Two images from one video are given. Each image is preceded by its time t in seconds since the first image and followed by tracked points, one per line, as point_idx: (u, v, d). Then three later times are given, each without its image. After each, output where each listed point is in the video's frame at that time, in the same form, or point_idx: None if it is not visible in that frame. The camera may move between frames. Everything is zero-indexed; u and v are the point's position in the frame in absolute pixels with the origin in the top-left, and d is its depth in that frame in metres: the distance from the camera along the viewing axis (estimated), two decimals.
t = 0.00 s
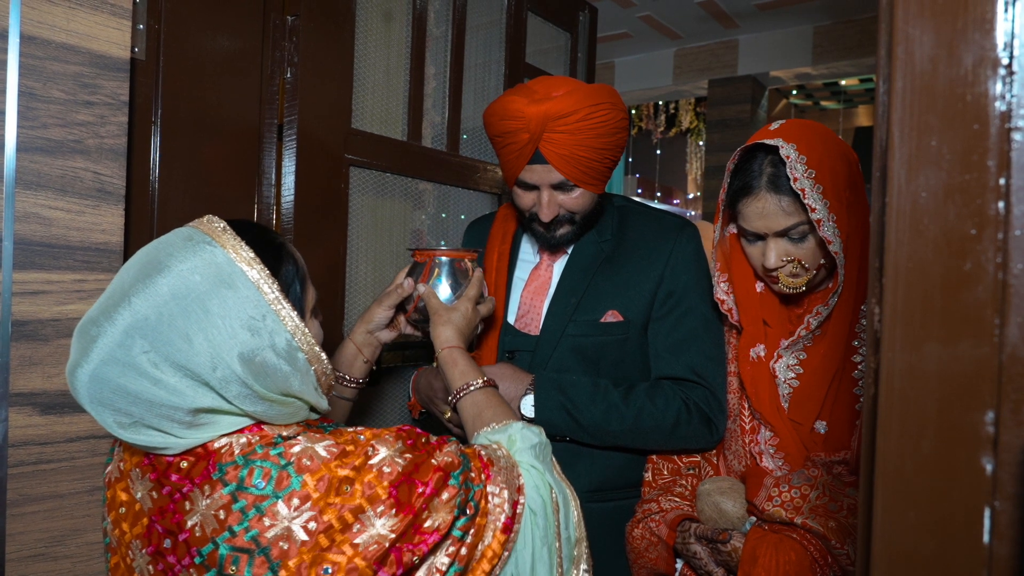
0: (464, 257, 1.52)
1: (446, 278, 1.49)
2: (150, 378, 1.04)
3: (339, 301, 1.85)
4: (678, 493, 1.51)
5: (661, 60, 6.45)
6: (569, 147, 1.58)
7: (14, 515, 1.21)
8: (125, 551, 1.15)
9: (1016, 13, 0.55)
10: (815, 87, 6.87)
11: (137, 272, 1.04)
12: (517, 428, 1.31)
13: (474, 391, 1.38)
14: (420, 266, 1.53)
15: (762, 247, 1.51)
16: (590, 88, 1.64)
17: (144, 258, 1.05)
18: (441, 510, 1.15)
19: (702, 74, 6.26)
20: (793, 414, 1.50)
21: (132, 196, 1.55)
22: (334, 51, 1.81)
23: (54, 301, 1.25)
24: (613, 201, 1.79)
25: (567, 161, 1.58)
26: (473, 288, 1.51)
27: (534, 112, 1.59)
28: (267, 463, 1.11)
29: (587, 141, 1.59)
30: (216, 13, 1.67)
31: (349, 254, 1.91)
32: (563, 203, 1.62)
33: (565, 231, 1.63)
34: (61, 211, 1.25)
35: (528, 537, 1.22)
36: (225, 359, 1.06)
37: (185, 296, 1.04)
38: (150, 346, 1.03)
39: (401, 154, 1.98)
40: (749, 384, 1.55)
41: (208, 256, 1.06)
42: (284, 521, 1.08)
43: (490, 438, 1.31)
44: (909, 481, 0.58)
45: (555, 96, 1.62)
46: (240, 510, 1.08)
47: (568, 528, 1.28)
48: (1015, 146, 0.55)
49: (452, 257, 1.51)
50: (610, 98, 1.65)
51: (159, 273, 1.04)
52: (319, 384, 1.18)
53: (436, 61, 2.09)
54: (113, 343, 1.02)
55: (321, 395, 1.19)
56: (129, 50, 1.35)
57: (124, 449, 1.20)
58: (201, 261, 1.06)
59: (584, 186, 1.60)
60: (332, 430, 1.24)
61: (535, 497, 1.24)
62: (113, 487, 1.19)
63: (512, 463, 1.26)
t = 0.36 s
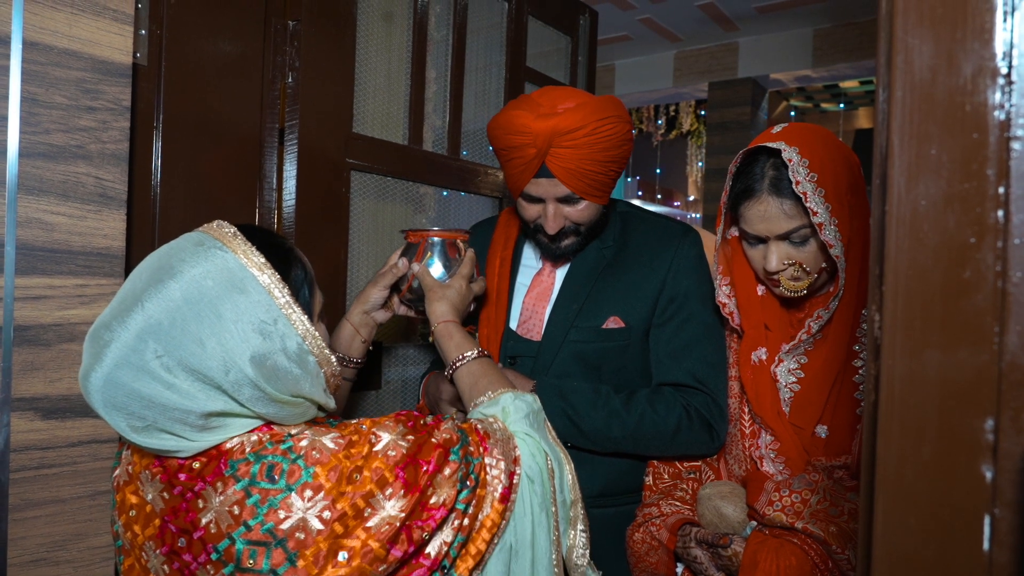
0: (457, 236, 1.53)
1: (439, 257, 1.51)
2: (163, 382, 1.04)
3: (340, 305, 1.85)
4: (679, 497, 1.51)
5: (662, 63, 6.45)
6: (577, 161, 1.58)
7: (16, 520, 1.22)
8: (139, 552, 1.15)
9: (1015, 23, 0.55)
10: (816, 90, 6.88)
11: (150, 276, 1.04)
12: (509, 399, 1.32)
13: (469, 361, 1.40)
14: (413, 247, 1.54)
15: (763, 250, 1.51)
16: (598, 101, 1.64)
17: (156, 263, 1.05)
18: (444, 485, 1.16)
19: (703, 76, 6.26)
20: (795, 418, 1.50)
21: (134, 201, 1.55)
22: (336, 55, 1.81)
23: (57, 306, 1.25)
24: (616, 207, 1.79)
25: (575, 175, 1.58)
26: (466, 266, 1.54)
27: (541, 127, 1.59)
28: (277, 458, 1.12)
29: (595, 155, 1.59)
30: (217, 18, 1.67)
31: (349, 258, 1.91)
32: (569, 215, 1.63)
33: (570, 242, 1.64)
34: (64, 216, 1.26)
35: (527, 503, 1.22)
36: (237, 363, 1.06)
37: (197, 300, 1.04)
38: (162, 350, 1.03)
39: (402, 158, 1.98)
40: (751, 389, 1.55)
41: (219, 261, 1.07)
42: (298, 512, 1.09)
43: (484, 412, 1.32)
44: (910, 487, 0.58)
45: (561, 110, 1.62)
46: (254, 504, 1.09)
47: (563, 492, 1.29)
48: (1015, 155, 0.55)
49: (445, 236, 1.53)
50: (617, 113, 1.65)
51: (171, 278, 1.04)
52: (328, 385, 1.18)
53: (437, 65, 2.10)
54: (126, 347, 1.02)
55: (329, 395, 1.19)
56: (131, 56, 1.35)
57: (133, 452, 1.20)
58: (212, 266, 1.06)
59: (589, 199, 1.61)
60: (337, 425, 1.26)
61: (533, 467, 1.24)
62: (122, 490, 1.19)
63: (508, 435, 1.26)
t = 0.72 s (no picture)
0: (451, 213, 1.58)
1: (434, 234, 1.56)
2: (169, 385, 1.04)
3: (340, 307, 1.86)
4: (677, 500, 1.52)
5: (660, 64, 6.46)
6: (582, 179, 1.57)
7: (17, 523, 1.22)
8: (148, 551, 1.15)
9: (1014, 29, 0.55)
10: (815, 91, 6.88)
11: (152, 280, 1.04)
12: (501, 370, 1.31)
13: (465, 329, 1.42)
14: (409, 223, 1.58)
15: (761, 252, 1.52)
16: (603, 118, 1.64)
17: (159, 267, 1.05)
18: (441, 462, 1.17)
19: (702, 78, 6.27)
20: (793, 421, 1.51)
21: (134, 203, 1.55)
22: (335, 58, 1.82)
23: (57, 309, 1.25)
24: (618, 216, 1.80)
25: (579, 193, 1.58)
26: (462, 241, 1.58)
27: (546, 146, 1.59)
28: (281, 450, 1.12)
29: (600, 173, 1.59)
30: (217, 21, 1.68)
31: (349, 261, 1.92)
32: (572, 231, 1.63)
33: (573, 257, 1.64)
34: (64, 219, 1.26)
35: (521, 474, 1.24)
36: (243, 364, 1.06)
37: (200, 303, 1.04)
38: (168, 353, 1.03)
39: (403, 161, 1.98)
40: (749, 391, 1.55)
41: (222, 263, 1.07)
42: (305, 500, 1.10)
43: (476, 386, 1.31)
44: (909, 491, 0.59)
45: (565, 127, 1.62)
46: (260, 496, 1.09)
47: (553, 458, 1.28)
48: (1014, 160, 0.55)
49: (440, 213, 1.57)
50: (621, 129, 1.65)
51: (174, 281, 1.04)
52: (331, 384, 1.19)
53: (436, 67, 2.10)
54: (132, 351, 1.02)
55: (331, 391, 1.19)
56: (131, 59, 1.35)
57: (136, 452, 1.19)
58: (215, 269, 1.06)
59: (593, 216, 1.60)
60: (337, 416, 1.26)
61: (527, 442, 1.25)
62: (126, 491, 1.18)
63: (500, 409, 1.25)
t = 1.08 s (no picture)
0: (447, 178, 1.59)
1: (430, 199, 1.58)
2: (168, 384, 1.04)
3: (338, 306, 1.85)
4: (674, 500, 1.51)
5: (659, 63, 6.46)
6: (584, 188, 1.58)
7: (14, 522, 1.21)
8: (150, 546, 1.14)
9: (1014, 29, 0.55)
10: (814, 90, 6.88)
11: (149, 280, 1.03)
12: (484, 333, 1.28)
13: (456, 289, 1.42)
14: (406, 188, 1.61)
15: (757, 250, 1.51)
16: (602, 126, 1.64)
17: (155, 267, 1.05)
18: (429, 435, 1.16)
19: (701, 76, 6.27)
20: (790, 420, 1.51)
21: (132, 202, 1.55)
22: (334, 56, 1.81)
23: (55, 308, 1.25)
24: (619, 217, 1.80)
25: (580, 202, 1.58)
26: (458, 206, 1.60)
27: (546, 156, 1.58)
28: (277, 438, 1.13)
29: (600, 182, 1.59)
30: (215, 19, 1.67)
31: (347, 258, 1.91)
32: (570, 238, 1.63)
33: (572, 263, 1.64)
34: (62, 217, 1.26)
35: (507, 440, 1.23)
36: (242, 362, 1.06)
37: (198, 302, 1.04)
38: (167, 352, 1.03)
39: (401, 159, 1.98)
40: (746, 390, 1.55)
41: (218, 263, 1.07)
42: (303, 485, 1.10)
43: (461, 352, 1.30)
44: (909, 491, 0.59)
45: (565, 135, 1.61)
46: (259, 484, 1.09)
47: (541, 417, 1.27)
48: (1015, 160, 0.55)
49: (436, 178, 1.59)
50: (619, 137, 1.65)
51: (171, 281, 1.04)
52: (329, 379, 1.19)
53: (435, 65, 2.09)
54: (130, 351, 1.02)
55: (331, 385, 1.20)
56: (129, 57, 1.35)
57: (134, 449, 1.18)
58: (212, 268, 1.06)
59: (592, 223, 1.61)
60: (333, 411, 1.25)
61: (513, 408, 1.23)
62: (125, 488, 1.17)
63: (485, 376, 1.24)
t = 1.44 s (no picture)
0: (446, 138, 1.59)
1: (429, 157, 1.57)
2: (166, 382, 1.04)
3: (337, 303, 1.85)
4: (673, 497, 1.51)
5: (659, 59, 6.45)
6: (582, 198, 1.55)
7: (15, 519, 1.21)
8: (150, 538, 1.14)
9: (1014, 25, 0.55)
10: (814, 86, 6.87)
11: (143, 279, 1.03)
12: (461, 296, 1.30)
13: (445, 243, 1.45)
14: (405, 146, 1.61)
15: (754, 247, 1.52)
16: (600, 132, 1.61)
17: (148, 265, 1.04)
18: (411, 405, 1.16)
19: (700, 73, 6.26)
20: (789, 418, 1.51)
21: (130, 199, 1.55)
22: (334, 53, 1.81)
23: (54, 305, 1.25)
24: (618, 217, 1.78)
25: (578, 211, 1.56)
26: (457, 163, 1.59)
27: (543, 167, 1.55)
28: (270, 423, 1.12)
29: (598, 191, 1.57)
30: (214, 15, 1.67)
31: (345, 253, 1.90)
32: (568, 244, 1.62)
33: (569, 268, 1.63)
34: (61, 215, 1.25)
35: (489, 397, 1.24)
36: (239, 358, 1.06)
37: (193, 300, 1.03)
38: (164, 350, 1.03)
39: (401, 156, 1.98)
40: (744, 387, 1.55)
41: (211, 260, 1.06)
42: (296, 466, 1.09)
43: (441, 317, 1.30)
44: (909, 489, 0.58)
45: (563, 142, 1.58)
46: (253, 469, 1.09)
47: (523, 372, 1.26)
48: (1015, 157, 0.55)
49: (435, 137, 1.59)
50: (616, 143, 1.63)
51: (164, 280, 1.03)
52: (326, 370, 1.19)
53: (435, 62, 2.09)
54: (127, 350, 1.02)
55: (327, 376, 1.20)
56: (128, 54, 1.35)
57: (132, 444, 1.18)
58: (205, 265, 1.05)
59: (589, 230, 1.60)
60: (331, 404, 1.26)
61: (495, 368, 1.24)
62: (122, 484, 1.17)
63: (464, 342, 1.24)
